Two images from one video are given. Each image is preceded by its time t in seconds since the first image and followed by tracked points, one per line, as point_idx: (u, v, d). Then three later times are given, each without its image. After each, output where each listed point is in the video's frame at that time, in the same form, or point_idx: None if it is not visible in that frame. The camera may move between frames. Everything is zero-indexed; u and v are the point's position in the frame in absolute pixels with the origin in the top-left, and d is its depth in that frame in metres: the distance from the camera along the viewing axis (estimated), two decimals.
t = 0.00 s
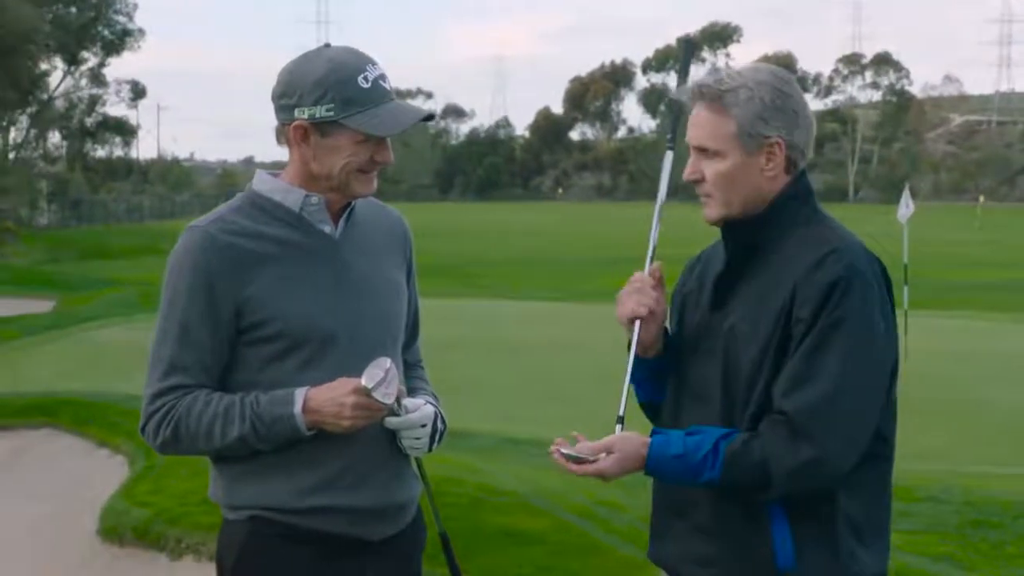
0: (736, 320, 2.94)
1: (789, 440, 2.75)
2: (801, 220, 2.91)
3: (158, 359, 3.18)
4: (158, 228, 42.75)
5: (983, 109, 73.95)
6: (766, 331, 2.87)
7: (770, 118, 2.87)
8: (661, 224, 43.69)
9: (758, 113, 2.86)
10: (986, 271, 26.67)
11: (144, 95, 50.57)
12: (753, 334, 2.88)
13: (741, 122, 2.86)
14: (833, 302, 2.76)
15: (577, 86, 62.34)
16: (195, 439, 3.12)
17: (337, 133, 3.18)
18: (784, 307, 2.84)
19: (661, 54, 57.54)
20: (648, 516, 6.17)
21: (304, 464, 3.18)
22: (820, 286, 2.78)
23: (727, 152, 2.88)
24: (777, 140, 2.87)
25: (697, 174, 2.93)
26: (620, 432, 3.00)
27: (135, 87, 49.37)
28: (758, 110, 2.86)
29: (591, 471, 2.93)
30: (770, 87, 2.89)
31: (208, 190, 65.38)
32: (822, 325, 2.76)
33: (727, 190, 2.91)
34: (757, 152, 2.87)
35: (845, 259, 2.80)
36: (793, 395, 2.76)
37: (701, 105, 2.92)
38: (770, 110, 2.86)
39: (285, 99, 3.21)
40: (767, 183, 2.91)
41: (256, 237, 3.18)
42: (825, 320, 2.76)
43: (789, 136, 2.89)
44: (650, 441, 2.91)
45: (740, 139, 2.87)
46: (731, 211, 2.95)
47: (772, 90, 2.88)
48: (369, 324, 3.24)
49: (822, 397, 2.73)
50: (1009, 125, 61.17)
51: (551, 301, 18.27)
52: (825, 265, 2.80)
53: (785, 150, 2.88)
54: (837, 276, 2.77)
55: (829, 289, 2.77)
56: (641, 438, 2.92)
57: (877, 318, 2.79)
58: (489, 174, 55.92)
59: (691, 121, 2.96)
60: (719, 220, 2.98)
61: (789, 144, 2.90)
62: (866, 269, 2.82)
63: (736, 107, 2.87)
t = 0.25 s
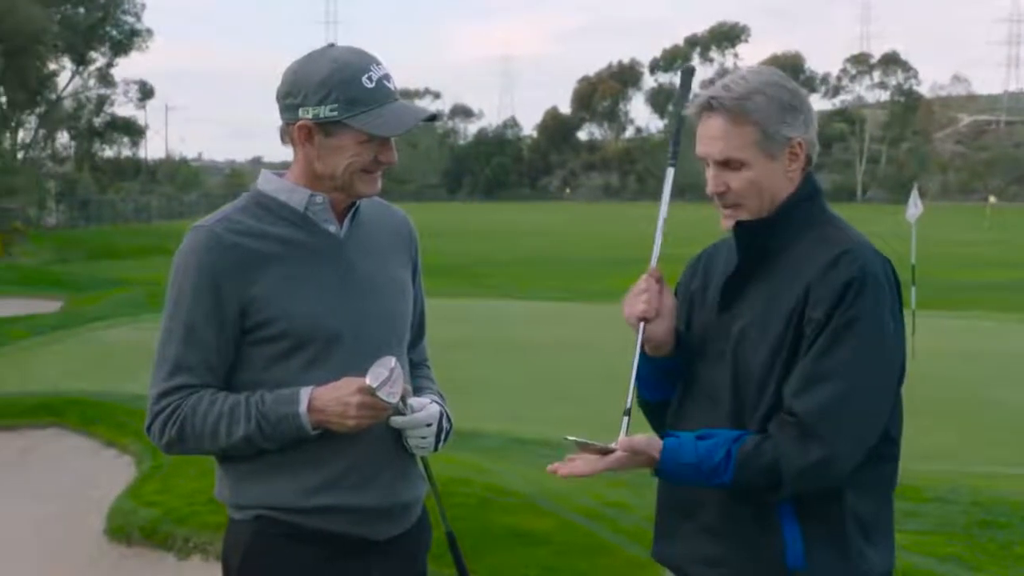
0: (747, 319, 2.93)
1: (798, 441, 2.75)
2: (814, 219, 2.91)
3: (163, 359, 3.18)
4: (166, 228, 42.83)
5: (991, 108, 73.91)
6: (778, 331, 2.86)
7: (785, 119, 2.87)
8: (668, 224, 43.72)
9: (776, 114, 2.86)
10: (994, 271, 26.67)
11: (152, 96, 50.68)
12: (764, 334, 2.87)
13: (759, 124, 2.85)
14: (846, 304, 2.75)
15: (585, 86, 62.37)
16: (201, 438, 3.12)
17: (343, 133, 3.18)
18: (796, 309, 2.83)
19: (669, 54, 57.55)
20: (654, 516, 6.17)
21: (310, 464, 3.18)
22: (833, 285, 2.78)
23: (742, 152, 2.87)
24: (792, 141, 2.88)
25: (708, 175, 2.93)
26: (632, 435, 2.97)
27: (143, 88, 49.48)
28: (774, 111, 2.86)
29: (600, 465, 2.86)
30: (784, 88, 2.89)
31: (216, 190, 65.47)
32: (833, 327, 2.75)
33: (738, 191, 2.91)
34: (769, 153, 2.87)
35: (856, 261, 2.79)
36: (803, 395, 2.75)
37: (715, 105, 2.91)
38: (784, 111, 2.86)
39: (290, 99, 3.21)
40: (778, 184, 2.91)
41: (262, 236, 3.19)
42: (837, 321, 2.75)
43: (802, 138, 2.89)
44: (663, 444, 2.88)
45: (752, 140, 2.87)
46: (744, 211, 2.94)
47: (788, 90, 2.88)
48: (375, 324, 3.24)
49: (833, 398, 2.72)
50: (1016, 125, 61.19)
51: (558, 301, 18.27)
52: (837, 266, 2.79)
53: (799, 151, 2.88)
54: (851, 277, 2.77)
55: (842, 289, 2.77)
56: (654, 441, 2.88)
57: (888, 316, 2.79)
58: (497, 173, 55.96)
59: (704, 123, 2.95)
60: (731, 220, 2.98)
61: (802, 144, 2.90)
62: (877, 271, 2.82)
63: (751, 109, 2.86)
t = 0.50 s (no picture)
0: (757, 319, 2.93)
1: (808, 444, 2.74)
2: (824, 218, 2.91)
3: (172, 357, 3.18)
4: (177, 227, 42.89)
5: (1004, 107, 73.79)
6: (788, 332, 2.85)
7: (797, 118, 2.88)
8: (678, 225, 43.73)
9: (787, 113, 2.86)
10: (1005, 271, 26.62)
11: (163, 96, 50.82)
12: (774, 335, 2.87)
13: (771, 120, 2.85)
14: (856, 305, 2.75)
15: (595, 86, 62.37)
16: (210, 438, 3.13)
17: (349, 133, 3.18)
18: (805, 310, 2.83)
19: (679, 53, 57.52)
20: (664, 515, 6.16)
21: (318, 463, 3.18)
22: (843, 285, 2.77)
23: (752, 149, 2.87)
24: (802, 140, 2.88)
25: (718, 172, 2.93)
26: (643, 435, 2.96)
27: (155, 88, 49.55)
28: (785, 109, 2.86)
29: (611, 463, 2.85)
30: (796, 87, 2.88)
31: (227, 190, 65.57)
32: (843, 329, 2.75)
33: (746, 189, 2.91)
34: (780, 153, 2.87)
35: (868, 260, 2.78)
36: (811, 397, 2.75)
37: (725, 101, 2.90)
38: (795, 109, 2.87)
39: (297, 98, 3.21)
40: (790, 183, 2.91)
41: (269, 236, 3.19)
42: (847, 322, 2.74)
43: (812, 137, 2.89)
44: (675, 444, 2.87)
45: (769, 140, 2.86)
46: (755, 211, 2.94)
47: (799, 89, 2.88)
48: (382, 322, 3.24)
49: (843, 401, 2.72)
50: None
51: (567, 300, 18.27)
52: (849, 266, 2.79)
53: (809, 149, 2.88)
54: (861, 277, 2.76)
55: (852, 290, 2.76)
56: (666, 440, 2.87)
57: (898, 318, 2.79)
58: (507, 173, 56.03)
59: (714, 118, 2.94)
60: (741, 219, 2.97)
61: (811, 144, 2.89)
62: (889, 271, 2.81)
63: (764, 106, 2.86)
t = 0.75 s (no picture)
0: (761, 318, 2.92)
1: (810, 445, 2.73)
2: (829, 218, 2.91)
3: (176, 358, 3.19)
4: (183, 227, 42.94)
5: (1011, 107, 73.70)
6: (792, 331, 2.85)
7: (803, 118, 2.87)
8: (685, 224, 43.70)
9: (792, 111, 2.86)
10: (1012, 271, 26.58)
11: (170, 96, 50.90)
12: (777, 337, 2.88)
13: (775, 120, 2.85)
14: (861, 306, 2.74)
15: (602, 86, 62.37)
16: (213, 438, 3.13)
17: (353, 132, 3.19)
18: (808, 312, 2.83)
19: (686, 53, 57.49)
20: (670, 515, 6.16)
21: (322, 463, 3.19)
22: (847, 286, 2.77)
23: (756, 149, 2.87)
24: (806, 139, 2.87)
25: (722, 171, 2.92)
26: (646, 434, 2.96)
27: (162, 88, 49.65)
28: (791, 108, 2.86)
29: (613, 463, 2.85)
30: (801, 86, 2.88)
31: (233, 190, 65.64)
32: (846, 331, 2.74)
33: (750, 189, 2.91)
34: (784, 153, 2.87)
35: (872, 262, 2.78)
36: (813, 398, 2.75)
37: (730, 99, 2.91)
38: (800, 108, 2.86)
39: (301, 98, 3.22)
40: (794, 182, 2.90)
41: (273, 235, 3.19)
42: (851, 323, 2.74)
43: (817, 136, 2.89)
44: (677, 444, 2.87)
45: (772, 137, 2.86)
46: (759, 212, 2.94)
47: (803, 87, 2.88)
48: (385, 323, 3.24)
49: (845, 401, 2.72)
50: None
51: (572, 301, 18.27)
52: (852, 268, 2.79)
53: (812, 147, 2.87)
54: (865, 278, 2.76)
55: (855, 292, 2.76)
56: (667, 441, 2.86)
57: (902, 319, 2.79)
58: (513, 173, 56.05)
59: (719, 116, 2.94)
60: (745, 219, 2.98)
61: (816, 144, 2.89)
62: (892, 272, 2.81)
63: (768, 105, 2.86)
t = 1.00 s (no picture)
0: (763, 318, 2.92)
1: (810, 445, 2.74)
2: (833, 218, 2.91)
3: (177, 358, 3.19)
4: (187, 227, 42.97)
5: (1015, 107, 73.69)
6: (794, 332, 2.85)
7: (804, 118, 2.87)
8: (688, 224, 43.71)
9: (794, 111, 2.86)
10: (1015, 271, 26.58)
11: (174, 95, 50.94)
12: (779, 336, 2.88)
13: (776, 119, 2.85)
14: (863, 306, 2.74)
15: (605, 86, 62.34)
16: (213, 438, 3.13)
17: (354, 132, 3.19)
18: (809, 313, 2.83)
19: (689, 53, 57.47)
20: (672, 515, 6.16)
21: (322, 462, 3.19)
22: (850, 286, 2.77)
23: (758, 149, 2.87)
24: (807, 139, 2.87)
25: (723, 170, 2.92)
26: (648, 432, 2.95)
27: (165, 88, 49.65)
28: (794, 109, 2.87)
29: (613, 462, 2.85)
30: (802, 85, 2.88)
31: (236, 190, 65.67)
32: (848, 331, 2.74)
33: (752, 188, 2.91)
34: (786, 151, 2.87)
35: (874, 262, 2.78)
36: (814, 397, 2.74)
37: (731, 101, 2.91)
38: (801, 107, 2.86)
39: (302, 98, 3.22)
40: (796, 182, 2.90)
41: (274, 235, 3.19)
42: (852, 324, 2.74)
43: (819, 135, 2.89)
44: (678, 441, 2.86)
45: (772, 136, 2.86)
46: (763, 210, 2.94)
47: (804, 87, 2.88)
48: (386, 322, 3.24)
49: (846, 401, 2.72)
50: None
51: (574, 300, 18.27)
52: (854, 267, 2.78)
53: (813, 147, 2.87)
54: (869, 278, 2.76)
55: (859, 291, 2.76)
56: (668, 437, 2.86)
57: (904, 319, 2.79)
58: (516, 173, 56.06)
59: (720, 117, 2.94)
60: (748, 218, 2.97)
61: (817, 144, 2.89)
62: (894, 272, 2.81)
63: (770, 104, 2.86)
